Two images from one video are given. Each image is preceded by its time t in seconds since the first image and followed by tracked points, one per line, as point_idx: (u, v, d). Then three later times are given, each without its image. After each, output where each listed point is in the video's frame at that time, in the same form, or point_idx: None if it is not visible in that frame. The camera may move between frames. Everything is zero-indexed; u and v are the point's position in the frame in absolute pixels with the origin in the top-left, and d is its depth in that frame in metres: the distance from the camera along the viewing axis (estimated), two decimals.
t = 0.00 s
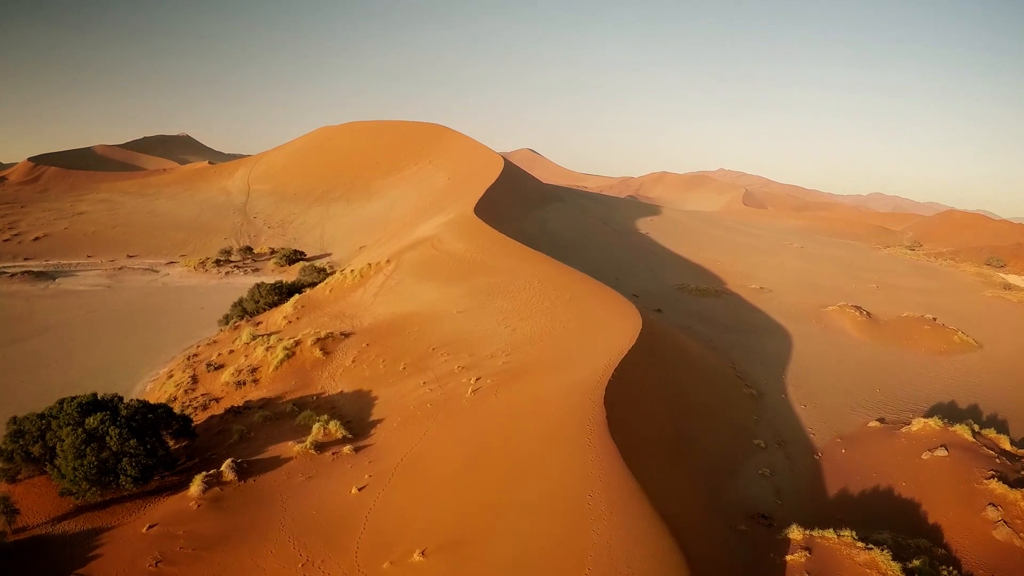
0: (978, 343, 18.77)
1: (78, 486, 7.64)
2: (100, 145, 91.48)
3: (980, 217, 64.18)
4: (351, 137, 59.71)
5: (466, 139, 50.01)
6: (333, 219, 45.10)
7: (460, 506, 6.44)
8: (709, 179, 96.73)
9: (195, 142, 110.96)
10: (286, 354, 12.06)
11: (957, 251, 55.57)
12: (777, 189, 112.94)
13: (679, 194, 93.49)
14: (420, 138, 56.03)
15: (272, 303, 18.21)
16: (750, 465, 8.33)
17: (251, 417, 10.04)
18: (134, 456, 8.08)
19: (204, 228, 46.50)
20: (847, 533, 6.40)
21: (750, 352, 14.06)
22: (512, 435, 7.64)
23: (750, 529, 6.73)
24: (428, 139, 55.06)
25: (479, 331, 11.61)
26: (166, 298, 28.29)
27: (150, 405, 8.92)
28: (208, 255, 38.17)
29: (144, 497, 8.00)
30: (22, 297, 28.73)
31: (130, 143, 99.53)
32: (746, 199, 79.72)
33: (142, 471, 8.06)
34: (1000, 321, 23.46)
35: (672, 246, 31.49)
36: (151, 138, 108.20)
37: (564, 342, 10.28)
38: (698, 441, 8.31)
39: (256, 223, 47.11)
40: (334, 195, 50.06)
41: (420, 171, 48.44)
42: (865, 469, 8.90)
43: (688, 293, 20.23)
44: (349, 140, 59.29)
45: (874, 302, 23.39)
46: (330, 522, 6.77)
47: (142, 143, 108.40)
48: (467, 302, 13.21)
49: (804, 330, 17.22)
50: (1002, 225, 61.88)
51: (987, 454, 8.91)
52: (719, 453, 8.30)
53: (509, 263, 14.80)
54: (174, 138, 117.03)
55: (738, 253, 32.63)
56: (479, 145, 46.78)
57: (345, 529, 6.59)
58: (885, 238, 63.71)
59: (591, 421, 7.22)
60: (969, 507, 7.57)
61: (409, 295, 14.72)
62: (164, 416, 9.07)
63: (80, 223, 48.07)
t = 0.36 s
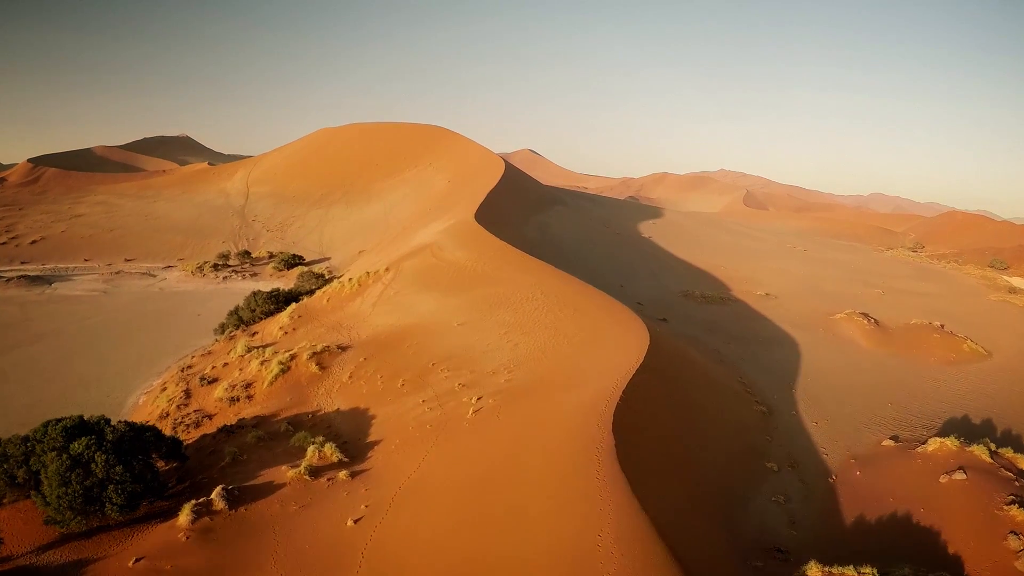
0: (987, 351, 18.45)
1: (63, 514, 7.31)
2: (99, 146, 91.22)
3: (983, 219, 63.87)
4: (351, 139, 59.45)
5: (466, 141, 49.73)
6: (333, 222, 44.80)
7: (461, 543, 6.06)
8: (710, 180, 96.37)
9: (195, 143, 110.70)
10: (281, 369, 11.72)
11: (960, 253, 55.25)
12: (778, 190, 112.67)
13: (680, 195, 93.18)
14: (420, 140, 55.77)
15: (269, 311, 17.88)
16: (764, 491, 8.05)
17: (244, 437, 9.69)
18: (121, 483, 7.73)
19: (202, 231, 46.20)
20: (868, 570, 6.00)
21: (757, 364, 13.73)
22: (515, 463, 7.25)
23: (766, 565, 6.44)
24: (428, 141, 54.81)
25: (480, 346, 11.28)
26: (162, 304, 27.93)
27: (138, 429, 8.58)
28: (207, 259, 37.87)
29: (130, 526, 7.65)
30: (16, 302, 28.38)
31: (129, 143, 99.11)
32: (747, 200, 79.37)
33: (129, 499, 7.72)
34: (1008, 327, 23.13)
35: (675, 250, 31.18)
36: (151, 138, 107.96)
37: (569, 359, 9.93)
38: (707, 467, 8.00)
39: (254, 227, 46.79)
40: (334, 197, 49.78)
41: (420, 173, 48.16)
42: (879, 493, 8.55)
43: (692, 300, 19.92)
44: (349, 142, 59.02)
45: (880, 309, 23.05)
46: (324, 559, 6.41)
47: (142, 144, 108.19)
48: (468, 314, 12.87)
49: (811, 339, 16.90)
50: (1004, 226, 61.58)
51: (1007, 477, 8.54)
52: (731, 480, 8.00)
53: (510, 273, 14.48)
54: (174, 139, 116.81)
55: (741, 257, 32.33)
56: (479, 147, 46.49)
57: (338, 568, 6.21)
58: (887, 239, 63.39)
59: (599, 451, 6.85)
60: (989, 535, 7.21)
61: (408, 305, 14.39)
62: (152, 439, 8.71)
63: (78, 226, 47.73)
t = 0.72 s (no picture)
0: (997, 359, 18.10)
1: (46, 546, 7.04)
2: (100, 146, 91.03)
3: (985, 220, 63.53)
4: (351, 140, 59.13)
5: (467, 143, 49.37)
6: (332, 225, 44.47)
7: None
8: (710, 180, 96.02)
9: (196, 143, 110.47)
10: (276, 385, 11.38)
11: (963, 254, 54.89)
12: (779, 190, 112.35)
13: (681, 195, 92.87)
14: (420, 141, 55.47)
15: (265, 321, 17.54)
16: (778, 517, 7.83)
17: (237, 459, 9.36)
18: (105, 512, 7.38)
19: (201, 234, 45.87)
20: None
21: (765, 377, 13.41)
22: (519, 491, 6.89)
23: None
24: (428, 143, 54.51)
25: (480, 362, 10.96)
26: (158, 310, 27.58)
27: (125, 455, 8.26)
28: (204, 263, 37.55)
29: (116, 558, 7.30)
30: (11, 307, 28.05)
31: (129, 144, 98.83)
32: (748, 201, 79.06)
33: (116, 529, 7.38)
34: (1017, 332, 22.77)
35: (677, 254, 30.86)
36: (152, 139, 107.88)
37: (572, 377, 9.61)
38: (718, 494, 7.69)
39: (252, 229, 46.46)
40: (333, 200, 49.45)
41: (420, 175, 47.83)
42: (894, 520, 8.19)
43: (696, 308, 19.58)
44: (349, 143, 58.71)
45: (886, 314, 22.71)
46: None
47: (143, 144, 108.25)
48: (467, 327, 12.55)
49: (819, 348, 16.58)
50: (1008, 227, 61.22)
51: None
52: (744, 507, 7.72)
53: (511, 283, 14.17)
54: (175, 139, 116.65)
55: (744, 260, 32.01)
56: (479, 149, 46.14)
57: None
58: (890, 239, 63.04)
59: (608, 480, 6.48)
60: (1012, 568, 6.83)
61: (407, 317, 14.06)
62: (140, 464, 8.36)
63: (75, 229, 47.37)
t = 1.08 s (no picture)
0: (1005, 368, 17.81)
1: None
2: (99, 147, 90.80)
3: (987, 221, 63.29)
4: (350, 142, 58.86)
5: (467, 144, 49.13)
6: (331, 228, 44.19)
7: None
8: (711, 181, 95.69)
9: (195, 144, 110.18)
10: (271, 400, 11.10)
11: (965, 255, 54.59)
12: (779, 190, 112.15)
13: (682, 196, 92.61)
14: (420, 143, 55.20)
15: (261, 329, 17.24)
16: (791, 544, 7.54)
17: (230, 480, 9.06)
18: (91, 541, 7.10)
19: (199, 236, 45.59)
20: None
21: (772, 390, 13.11)
22: (521, 520, 6.58)
23: None
24: (428, 145, 54.25)
25: (480, 378, 10.66)
26: (154, 315, 27.28)
27: (113, 480, 7.94)
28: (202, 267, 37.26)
29: None
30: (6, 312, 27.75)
31: (128, 144, 98.57)
32: (749, 201, 78.65)
33: (103, 558, 7.11)
34: None
35: (679, 257, 30.57)
36: (151, 139, 107.63)
37: (576, 395, 9.31)
38: (728, 521, 7.39)
39: (250, 232, 46.12)
40: (332, 202, 49.16)
41: (420, 177, 47.55)
42: (909, 545, 7.90)
43: (700, 315, 19.29)
44: (348, 144, 58.44)
45: (892, 320, 22.41)
46: None
47: (143, 145, 108.00)
48: (467, 339, 12.27)
49: (825, 357, 16.28)
50: (1010, 228, 60.95)
51: None
52: (755, 535, 7.42)
53: (513, 293, 13.87)
54: (174, 140, 116.35)
55: (747, 264, 31.71)
56: (479, 151, 45.86)
57: None
58: (891, 240, 62.78)
59: (614, 509, 6.18)
60: None
61: (405, 328, 13.77)
62: (128, 489, 8.06)
63: (72, 231, 47.03)
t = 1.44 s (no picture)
0: (1015, 377, 17.47)
1: None
2: (98, 147, 90.55)
3: (989, 222, 63.05)
4: (350, 143, 58.53)
5: (467, 146, 48.83)
6: (329, 230, 43.86)
7: None
8: (711, 181, 95.32)
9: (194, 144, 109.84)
10: (264, 418, 10.77)
11: (968, 257, 54.31)
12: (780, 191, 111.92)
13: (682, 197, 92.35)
14: (420, 144, 54.88)
15: (256, 339, 16.90)
16: None
17: (221, 505, 8.71)
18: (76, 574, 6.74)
19: (196, 239, 45.26)
20: None
21: (779, 405, 12.79)
22: (524, 555, 6.23)
23: None
24: (428, 146, 53.94)
25: (481, 396, 10.32)
26: (150, 321, 26.94)
27: (99, 511, 7.65)
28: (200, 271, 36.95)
29: None
30: None
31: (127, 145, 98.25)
32: (750, 202, 78.37)
33: None
34: None
35: (682, 262, 30.24)
36: (150, 139, 107.30)
37: (580, 417, 8.99)
38: (740, 553, 7.04)
39: (248, 235, 45.78)
40: (331, 204, 48.83)
41: (420, 179, 47.25)
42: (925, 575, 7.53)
43: (704, 323, 18.95)
44: (348, 145, 58.12)
45: (898, 327, 22.06)
46: None
47: (142, 145, 107.64)
48: (467, 354, 11.94)
49: (832, 368, 15.95)
50: (1012, 229, 60.69)
51: None
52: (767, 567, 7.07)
53: (514, 304, 13.53)
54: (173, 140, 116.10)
55: (749, 268, 31.40)
56: (480, 152, 45.55)
57: None
58: (893, 241, 62.49)
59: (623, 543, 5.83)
60: None
61: (403, 341, 13.44)
62: (113, 520, 7.74)
63: (68, 233, 46.64)
